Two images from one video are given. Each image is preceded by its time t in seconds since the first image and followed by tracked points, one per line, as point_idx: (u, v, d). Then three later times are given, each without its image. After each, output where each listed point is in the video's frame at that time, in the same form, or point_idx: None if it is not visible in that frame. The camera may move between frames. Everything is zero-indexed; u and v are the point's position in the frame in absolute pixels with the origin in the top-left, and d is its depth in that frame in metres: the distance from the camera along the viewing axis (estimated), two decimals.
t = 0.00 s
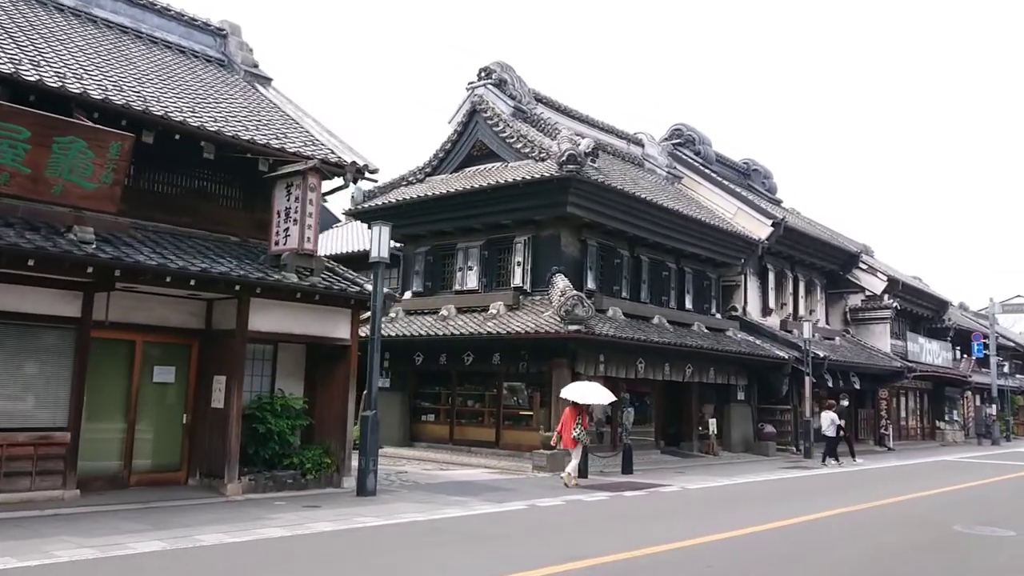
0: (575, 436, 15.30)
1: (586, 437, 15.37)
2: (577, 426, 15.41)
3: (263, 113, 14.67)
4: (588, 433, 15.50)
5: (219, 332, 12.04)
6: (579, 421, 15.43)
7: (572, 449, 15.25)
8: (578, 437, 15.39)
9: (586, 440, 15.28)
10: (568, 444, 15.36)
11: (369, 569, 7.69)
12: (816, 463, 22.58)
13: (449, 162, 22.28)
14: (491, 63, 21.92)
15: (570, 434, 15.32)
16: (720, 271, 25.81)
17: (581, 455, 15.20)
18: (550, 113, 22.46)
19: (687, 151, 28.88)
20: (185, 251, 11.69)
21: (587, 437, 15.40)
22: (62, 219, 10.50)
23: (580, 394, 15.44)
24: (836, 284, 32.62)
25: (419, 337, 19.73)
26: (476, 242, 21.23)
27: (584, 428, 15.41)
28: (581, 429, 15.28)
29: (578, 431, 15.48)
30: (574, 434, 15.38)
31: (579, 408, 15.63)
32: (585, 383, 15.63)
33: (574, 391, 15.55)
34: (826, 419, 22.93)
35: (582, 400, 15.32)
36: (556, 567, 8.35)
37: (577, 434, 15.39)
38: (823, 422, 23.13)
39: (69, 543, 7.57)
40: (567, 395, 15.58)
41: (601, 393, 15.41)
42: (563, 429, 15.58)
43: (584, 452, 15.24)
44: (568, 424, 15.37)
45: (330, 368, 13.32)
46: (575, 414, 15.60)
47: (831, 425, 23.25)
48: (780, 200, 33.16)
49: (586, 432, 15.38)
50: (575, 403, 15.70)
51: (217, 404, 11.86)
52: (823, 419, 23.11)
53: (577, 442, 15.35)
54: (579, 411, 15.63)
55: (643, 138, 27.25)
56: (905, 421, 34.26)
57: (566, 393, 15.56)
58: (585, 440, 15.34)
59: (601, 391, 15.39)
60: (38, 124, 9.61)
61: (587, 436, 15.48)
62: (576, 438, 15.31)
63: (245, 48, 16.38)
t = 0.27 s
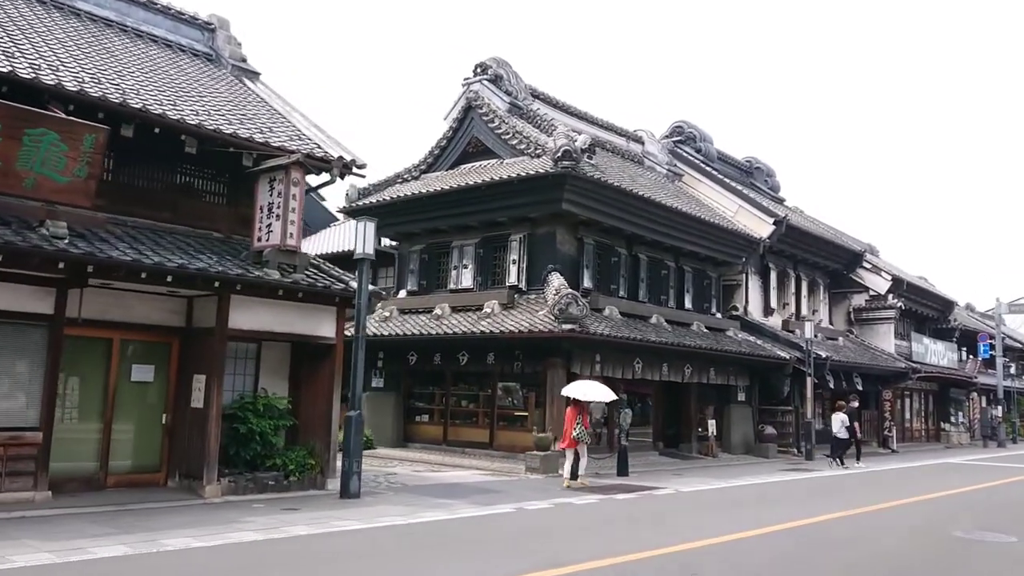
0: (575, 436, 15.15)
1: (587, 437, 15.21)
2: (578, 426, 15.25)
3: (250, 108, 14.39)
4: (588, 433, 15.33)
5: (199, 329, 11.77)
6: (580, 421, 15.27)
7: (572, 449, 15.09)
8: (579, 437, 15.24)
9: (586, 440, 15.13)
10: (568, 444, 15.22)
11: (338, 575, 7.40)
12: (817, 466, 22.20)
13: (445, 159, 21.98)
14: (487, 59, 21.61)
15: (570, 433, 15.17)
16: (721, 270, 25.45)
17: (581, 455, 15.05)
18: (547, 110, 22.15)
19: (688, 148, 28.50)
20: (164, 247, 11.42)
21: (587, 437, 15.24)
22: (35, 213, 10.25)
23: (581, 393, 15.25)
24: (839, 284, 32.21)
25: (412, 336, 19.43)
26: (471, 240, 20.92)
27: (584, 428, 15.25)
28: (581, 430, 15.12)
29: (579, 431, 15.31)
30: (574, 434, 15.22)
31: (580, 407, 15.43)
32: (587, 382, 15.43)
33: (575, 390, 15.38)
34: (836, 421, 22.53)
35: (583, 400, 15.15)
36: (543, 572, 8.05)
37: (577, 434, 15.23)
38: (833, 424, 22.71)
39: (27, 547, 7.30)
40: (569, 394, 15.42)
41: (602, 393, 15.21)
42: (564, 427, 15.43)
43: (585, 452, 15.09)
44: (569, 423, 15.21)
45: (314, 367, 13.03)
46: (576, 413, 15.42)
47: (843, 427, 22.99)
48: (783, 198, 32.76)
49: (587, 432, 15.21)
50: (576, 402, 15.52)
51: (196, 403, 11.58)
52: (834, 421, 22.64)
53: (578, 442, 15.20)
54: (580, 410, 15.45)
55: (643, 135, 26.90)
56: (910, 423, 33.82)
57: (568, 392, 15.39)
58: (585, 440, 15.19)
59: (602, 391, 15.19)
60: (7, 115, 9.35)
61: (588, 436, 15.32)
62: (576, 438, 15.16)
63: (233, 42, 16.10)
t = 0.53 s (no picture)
0: (576, 439, 15.02)
1: (589, 439, 15.05)
2: (580, 428, 15.09)
3: (236, 101, 14.13)
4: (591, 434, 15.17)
5: (181, 327, 11.51)
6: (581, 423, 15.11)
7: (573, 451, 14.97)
8: (581, 439, 15.10)
9: (588, 443, 14.97)
10: (570, 446, 15.10)
11: None
12: (818, 466, 21.88)
13: (440, 155, 21.71)
14: (482, 54, 21.33)
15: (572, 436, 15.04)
16: (721, 268, 25.14)
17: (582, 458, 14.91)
18: (543, 105, 21.86)
19: (688, 145, 28.19)
20: (145, 243, 11.18)
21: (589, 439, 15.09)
22: (10, 208, 10.02)
23: (581, 395, 15.07)
24: (842, 282, 31.86)
25: (406, 334, 19.16)
26: (466, 237, 20.65)
27: (586, 430, 15.09)
28: (583, 432, 14.96)
29: (581, 433, 15.16)
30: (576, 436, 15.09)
31: (582, 409, 15.24)
32: (588, 384, 15.22)
33: (576, 392, 15.21)
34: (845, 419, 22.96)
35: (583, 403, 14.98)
36: None
37: (580, 436, 15.09)
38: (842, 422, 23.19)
39: None
40: (570, 396, 15.26)
41: (603, 395, 14.99)
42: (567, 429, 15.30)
43: (587, 455, 14.95)
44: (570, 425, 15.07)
45: (301, 366, 12.78)
46: (578, 414, 15.25)
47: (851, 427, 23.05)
48: (785, 196, 32.42)
49: (588, 434, 15.05)
50: (579, 403, 15.33)
51: (178, 403, 11.33)
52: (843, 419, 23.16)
53: (580, 444, 15.06)
54: (582, 412, 15.27)
55: (642, 132, 26.59)
56: (913, 423, 33.44)
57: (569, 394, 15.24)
58: (587, 442, 15.04)
59: (601, 393, 14.98)
60: None
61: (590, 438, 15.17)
62: (578, 440, 15.02)
63: (222, 36, 15.85)
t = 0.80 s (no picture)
0: (577, 439, 14.94)
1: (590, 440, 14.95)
2: (580, 429, 15.03)
3: (218, 96, 13.83)
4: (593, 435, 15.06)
5: (155, 326, 11.22)
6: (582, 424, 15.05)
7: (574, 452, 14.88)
8: (582, 440, 15.01)
9: (588, 443, 14.87)
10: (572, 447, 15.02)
11: None
12: (816, 469, 21.53)
13: (432, 153, 21.41)
14: (474, 50, 21.01)
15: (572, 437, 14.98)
16: (719, 268, 24.80)
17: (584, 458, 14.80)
18: (537, 103, 21.54)
19: (685, 144, 27.87)
20: (118, 239, 10.90)
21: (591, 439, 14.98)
22: None
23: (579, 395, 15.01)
24: (841, 282, 31.51)
25: (396, 335, 18.84)
26: (457, 236, 20.34)
27: (587, 431, 15.00)
28: (583, 432, 14.88)
29: (583, 434, 15.08)
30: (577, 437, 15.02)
31: (582, 410, 15.19)
32: (587, 384, 15.16)
33: (575, 393, 15.17)
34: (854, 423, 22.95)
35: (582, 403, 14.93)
36: None
37: (581, 437, 15.00)
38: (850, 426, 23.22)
39: None
40: (570, 398, 15.22)
41: (602, 394, 14.92)
42: (568, 431, 15.23)
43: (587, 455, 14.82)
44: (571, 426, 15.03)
45: (281, 366, 12.48)
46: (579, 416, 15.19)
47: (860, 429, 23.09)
48: (784, 195, 32.08)
49: (589, 434, 14.95)
50: (580, 404, 15.26)
51: (152, 404, 11.02)
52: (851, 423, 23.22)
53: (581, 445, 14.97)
54: (582, 413, 15.20)
55: (638, 130, 26.26)
56: (914, 425, 33.05)
57: (569, 396, 15.21)
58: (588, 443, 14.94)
59: (599, 392, 14.90)
60: None
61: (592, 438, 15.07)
62: (578, 441, 14.94)
63: (206, 31, 15.55)
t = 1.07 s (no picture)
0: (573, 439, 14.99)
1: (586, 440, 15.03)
2: (576, 429, 15.11)
3: (195, 89, 13.49)
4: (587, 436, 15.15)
5: (125, 324, 10.92)
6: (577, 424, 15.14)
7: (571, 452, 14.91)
8: (578, 440, 15.06)
9: (584, 442, 14.94)
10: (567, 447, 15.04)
11: None
12: (811, 468, 21.21)
13: (421, 149, 21.08)
14: (463, 44, 20.67)
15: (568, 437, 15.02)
16: (713, 265, 24.48)
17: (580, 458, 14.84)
18: (527, 97, 21.20)
19: (680, 140, 27.53)
20: (86, 235, 10.60)
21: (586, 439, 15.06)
22: None
23: (576, 395, 15.12)
24: (838, 280, 31.18)
25: (382, 333, 18.54)
26: (446, 233, 20.01)
27: (583, 431, 15.08)
28: (579, 432, 14.96)
29: (578, 434, 15.14)
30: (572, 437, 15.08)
31: (577, 410, 15.32)
32: (582, 385, 15.30)
33: (571, 394, 15.26)
34: (858, 421, 22.83)
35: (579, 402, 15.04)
36: None
37: (576, 437, 15.07)
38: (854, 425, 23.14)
39: None
40: (566, 398, 15.30)
41: (598, 395, 15.09)
42: (563, 432, 15.27)
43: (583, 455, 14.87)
44: (566, 425, 15.09)
45: (258, 365, 12.18)
46: (574, 416, 15.29)
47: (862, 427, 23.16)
48: (780, 192, 31.74)
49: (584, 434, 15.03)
50: (574, 405, 15.36)
51: (121, 404, 10.73)
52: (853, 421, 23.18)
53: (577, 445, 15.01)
54: (577, 414, 15.30)
55: (631, 126, 25.93)
56: (912, 424, 32.74)
57: (564, 396, 15.28)
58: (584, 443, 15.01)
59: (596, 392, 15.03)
60: None
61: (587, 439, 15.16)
62: (575, 440, 15.00)
63: (185, 23, 15.20)
